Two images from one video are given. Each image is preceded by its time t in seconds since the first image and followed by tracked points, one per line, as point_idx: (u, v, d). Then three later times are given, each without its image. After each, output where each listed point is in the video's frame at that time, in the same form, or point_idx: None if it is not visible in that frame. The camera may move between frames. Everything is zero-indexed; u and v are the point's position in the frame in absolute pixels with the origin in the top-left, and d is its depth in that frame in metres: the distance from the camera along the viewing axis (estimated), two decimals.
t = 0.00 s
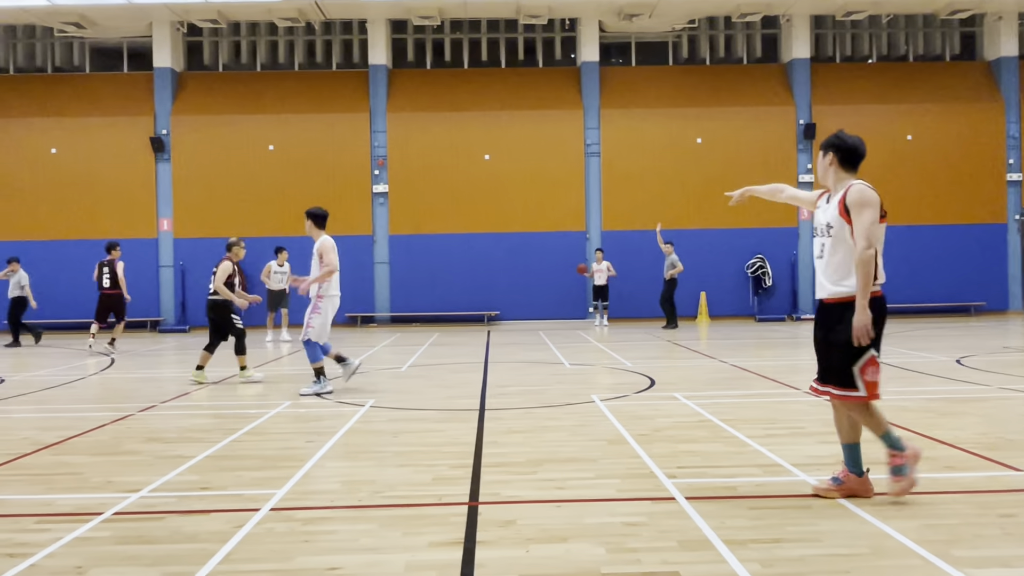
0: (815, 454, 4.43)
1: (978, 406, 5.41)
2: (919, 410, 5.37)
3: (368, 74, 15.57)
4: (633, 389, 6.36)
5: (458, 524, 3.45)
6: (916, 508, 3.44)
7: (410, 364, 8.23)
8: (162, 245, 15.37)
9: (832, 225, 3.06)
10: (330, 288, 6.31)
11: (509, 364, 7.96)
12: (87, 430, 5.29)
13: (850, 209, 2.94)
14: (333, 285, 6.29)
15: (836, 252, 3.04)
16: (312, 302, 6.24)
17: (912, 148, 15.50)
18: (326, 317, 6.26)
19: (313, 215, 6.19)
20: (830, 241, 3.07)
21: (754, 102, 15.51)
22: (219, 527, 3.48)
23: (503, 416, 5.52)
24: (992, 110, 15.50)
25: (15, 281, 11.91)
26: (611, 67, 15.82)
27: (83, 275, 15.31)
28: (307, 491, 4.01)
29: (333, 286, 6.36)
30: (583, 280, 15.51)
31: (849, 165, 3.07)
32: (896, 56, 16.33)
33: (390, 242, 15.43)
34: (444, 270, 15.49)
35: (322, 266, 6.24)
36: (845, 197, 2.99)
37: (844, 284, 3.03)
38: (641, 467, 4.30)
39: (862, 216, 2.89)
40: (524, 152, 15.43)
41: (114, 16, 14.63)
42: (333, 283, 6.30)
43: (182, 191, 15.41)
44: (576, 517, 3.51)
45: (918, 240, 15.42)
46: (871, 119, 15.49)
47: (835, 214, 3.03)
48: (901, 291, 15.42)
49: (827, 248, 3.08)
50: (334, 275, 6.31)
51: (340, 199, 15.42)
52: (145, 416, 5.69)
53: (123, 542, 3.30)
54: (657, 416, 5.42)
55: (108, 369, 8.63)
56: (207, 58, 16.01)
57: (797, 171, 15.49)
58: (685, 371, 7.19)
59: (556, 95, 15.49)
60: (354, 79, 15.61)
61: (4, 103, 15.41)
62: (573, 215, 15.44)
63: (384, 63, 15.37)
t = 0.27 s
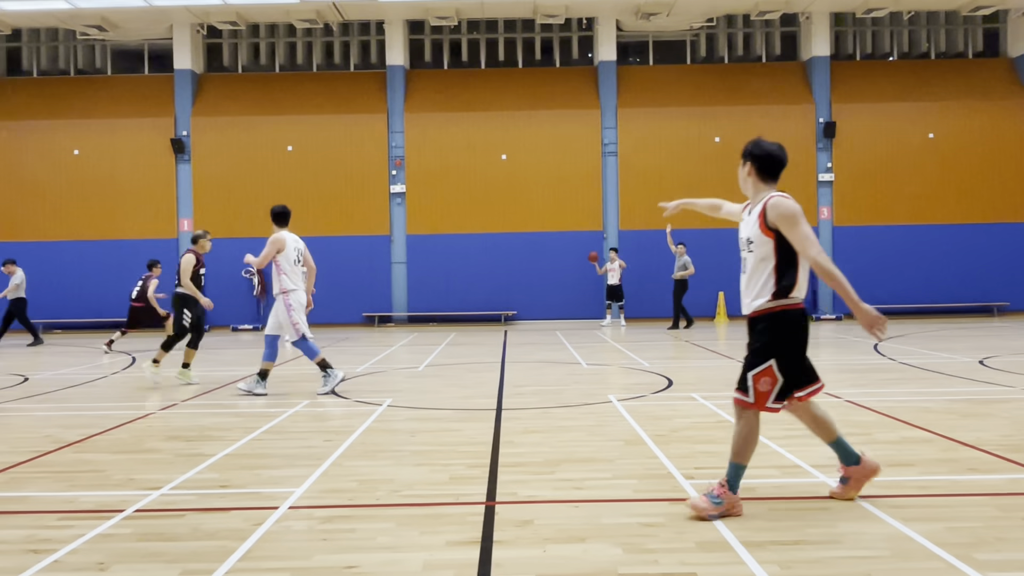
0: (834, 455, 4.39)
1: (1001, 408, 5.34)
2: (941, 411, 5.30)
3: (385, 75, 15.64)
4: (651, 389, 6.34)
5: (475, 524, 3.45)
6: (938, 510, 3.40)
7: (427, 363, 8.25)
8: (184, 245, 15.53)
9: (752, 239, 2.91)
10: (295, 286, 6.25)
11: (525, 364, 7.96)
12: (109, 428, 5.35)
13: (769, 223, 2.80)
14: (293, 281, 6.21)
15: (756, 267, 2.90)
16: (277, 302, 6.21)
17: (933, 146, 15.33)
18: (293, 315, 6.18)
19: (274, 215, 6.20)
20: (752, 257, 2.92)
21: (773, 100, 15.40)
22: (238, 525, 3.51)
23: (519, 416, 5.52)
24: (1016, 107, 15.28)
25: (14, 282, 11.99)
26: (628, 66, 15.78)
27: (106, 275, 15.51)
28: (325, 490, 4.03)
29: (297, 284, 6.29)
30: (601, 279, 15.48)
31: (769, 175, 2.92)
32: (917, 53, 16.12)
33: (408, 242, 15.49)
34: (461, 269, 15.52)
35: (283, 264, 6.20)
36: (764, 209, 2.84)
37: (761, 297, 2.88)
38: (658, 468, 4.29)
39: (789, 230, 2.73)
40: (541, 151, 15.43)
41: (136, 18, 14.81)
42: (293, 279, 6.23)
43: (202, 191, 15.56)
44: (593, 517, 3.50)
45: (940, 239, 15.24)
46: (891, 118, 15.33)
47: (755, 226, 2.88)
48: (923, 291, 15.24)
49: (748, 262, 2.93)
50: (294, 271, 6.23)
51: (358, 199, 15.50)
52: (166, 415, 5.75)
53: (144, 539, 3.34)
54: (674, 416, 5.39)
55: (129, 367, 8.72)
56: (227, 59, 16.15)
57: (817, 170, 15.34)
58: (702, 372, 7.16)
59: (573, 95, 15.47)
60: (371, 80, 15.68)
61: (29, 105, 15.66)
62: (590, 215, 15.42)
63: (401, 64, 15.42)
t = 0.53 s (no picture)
0: (852, 457, 4.35)
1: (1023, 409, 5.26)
2: (961, 412, 5.24)
3: (401, 75, 15.69)
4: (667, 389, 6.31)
5: (491, 524, 3.45)
6: (958, 513, 3.36)
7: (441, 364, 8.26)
8: (201, 245, 15.65)
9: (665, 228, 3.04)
10: (259, 283, 6.24)
11: (541, 364, 7.95)
12: (128, 426, 5.41)
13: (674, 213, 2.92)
14: (258, 278, 6.20)
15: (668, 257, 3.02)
16: (241, 298, 6.27)
17: (954, 145, 15.15)
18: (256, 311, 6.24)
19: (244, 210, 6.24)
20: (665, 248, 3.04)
21: (791, 99, 15.29)
22: (256, 523, 3.53)
23: (534, 416, 5.51)
24: None
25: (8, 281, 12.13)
26: (644, 65, 15.72)
27: (125, 275, 15.67)
28: (341, 489, 4.05)
29: (267, 280, 6.29)
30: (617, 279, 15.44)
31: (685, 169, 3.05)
32: (937, 51, 15.97)
33: (423, 242, 15.53)
34: (476, 269, 15.53)
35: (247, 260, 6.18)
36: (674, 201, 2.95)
37: (677, 290, 2.97)
38: (674, 469, 4.27)
39: (684, 221, 2.87)
40: (556, 151, 15.40)
41: (154, 20, 14.94)
42: (259, 278, 6.22)
43: (220, 191, 15.69)
44: (608, 518, 3.50)
45: (960, 238, 15.07)
46: (911, 116, 15.17)
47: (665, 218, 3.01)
48: (943, 290, 15.09)
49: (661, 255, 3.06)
50: (257, 267, 6.19)
51: (373, 199, 15.55)
52: (184, 413, 5.81)
53: (162, 537, 3.37)
54: (690, 417, 5.37)
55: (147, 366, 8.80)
56: (244, 60, 16.25)
57: (835, 169, 15.22)
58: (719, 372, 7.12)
59: (589, 94, 15.43)
60: (387, 81, 15.74)
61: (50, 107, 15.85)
62: (606, 215, 15.38)
63: (417, 64, 15.47)
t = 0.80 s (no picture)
0: (871, 458, 4.31)
1: None
2: (982, 414, 5.18)
3: (416, 75, 15.74)
4: (683, 389, 6.28)
5: (506, 523, 3.46)
6: (978, 515, 3.32)
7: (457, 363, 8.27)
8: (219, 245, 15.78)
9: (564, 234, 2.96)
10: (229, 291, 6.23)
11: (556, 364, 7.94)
12: (147, 425, 5.46)
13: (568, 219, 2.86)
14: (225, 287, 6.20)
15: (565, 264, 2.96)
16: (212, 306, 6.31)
17: (974, 143, 14.98)
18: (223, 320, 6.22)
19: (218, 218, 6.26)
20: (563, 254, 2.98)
21: (809, 97, 15.17)
22: (273, 521, 3.56)
23: (550, 416, 5.51)
24: None
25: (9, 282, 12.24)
26: (660, 65, 15.66)
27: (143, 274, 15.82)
28: (357, 488, 4.07)
29: (237, 289, 6.30)
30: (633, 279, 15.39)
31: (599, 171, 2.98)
32: (958, 49, 15.74)
33: (438, 242, 15.57)
34: (492, 269, 15.53)
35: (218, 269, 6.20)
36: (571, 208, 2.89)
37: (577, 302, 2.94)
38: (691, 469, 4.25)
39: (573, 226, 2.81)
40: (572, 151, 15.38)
41: (173, 22, 15.07)
42: (227, 286, 6.22)
43: (237, 192, 15.80)
44: (624, 518, 3.49)
45: (981, 237, 14.91)
46: (930, 114, 15.00)
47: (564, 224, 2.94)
48: (963, 290, 14.93)
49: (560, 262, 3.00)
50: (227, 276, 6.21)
51: (390, 200, 15.61)
52: (201, 412, 5.85)
53: (181, 534, 3.40)
54: (707, 417, 5.34)
55: (165, 365, 8.88)
56: (262, 62, 16.36)
57: (854, 168, 15.10)
58: (736, 372, 7.08)
59: (605, 94, 15.40)
60: (404, 82, 15.79)
61: (72, 109, 16.05)
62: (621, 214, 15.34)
63: (432, 65, 15.51)
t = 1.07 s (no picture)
0: (889, 460, 4.27)
1: None
2: (1001, 415, 5.12)
3: (430, 76, 15.79)
4: (699, 390, 6.26)
5: (520, 523, 3.46)
6: (998, 518, 3.28)
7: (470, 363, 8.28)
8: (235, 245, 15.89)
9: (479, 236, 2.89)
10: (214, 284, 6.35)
11: (571, 364, 7.93)
12: (165, 423, 5.51)
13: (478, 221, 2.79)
14: (208, 282, 6.28)
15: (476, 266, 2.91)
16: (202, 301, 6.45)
17: (994, 141, 14.82)
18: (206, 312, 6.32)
19: (203, 212, 6.30)
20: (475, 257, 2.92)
21: (825, 95, 15.06)
22: (289, 520, 3.58)
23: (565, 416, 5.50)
24: None
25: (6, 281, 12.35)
26: (675, 64, 15.60)
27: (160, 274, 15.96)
28: (372, 487, 4.08)
29: (222, 282, 6.39)
30: (648, 279, 15.34)
31: (507, 167, 2.87)
32: (977, 45, 15.60)
33: (453, 242, 15.59)
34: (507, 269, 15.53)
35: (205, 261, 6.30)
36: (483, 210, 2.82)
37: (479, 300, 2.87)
38: (706, 470, 4.23)
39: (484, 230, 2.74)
40: (586, 150, 15.36)
41: (190, 24, 15.20)
42: (209, 281, 6.29)
43: (253, 192, 15.90)
44: (639, 518, 3.48)
45: (1000, 236, 14.74)
46: (948, 112, 14.85)
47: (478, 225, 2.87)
48: (982, 290, 14.77)
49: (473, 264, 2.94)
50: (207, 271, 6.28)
51: (404, 200, 15.66)
52: (218, 411, 5.89)
53: (198, 532, 3.42)
54: (722, 417, 5.32)
55: (182, 364, 8.96)
56: (277, 63, 16.46)
57: (871, 167, 14.97)
58: (752, 373, 7.04)
59: (619, 93, 15.36)
60: (418, 82, 15.82)
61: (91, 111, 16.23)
62: (636, 214, 15.30)
63: (447, 65, 15.54)
